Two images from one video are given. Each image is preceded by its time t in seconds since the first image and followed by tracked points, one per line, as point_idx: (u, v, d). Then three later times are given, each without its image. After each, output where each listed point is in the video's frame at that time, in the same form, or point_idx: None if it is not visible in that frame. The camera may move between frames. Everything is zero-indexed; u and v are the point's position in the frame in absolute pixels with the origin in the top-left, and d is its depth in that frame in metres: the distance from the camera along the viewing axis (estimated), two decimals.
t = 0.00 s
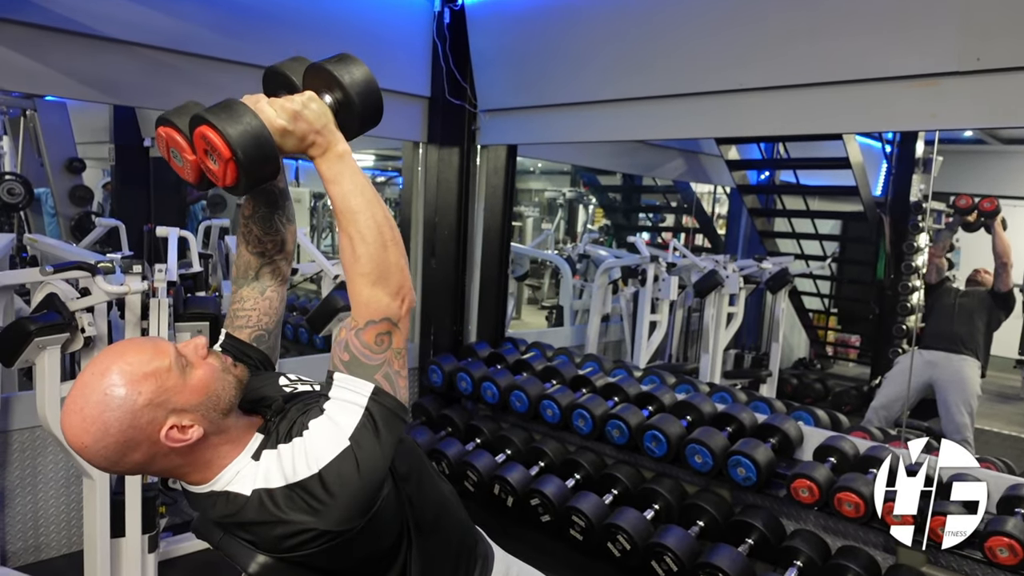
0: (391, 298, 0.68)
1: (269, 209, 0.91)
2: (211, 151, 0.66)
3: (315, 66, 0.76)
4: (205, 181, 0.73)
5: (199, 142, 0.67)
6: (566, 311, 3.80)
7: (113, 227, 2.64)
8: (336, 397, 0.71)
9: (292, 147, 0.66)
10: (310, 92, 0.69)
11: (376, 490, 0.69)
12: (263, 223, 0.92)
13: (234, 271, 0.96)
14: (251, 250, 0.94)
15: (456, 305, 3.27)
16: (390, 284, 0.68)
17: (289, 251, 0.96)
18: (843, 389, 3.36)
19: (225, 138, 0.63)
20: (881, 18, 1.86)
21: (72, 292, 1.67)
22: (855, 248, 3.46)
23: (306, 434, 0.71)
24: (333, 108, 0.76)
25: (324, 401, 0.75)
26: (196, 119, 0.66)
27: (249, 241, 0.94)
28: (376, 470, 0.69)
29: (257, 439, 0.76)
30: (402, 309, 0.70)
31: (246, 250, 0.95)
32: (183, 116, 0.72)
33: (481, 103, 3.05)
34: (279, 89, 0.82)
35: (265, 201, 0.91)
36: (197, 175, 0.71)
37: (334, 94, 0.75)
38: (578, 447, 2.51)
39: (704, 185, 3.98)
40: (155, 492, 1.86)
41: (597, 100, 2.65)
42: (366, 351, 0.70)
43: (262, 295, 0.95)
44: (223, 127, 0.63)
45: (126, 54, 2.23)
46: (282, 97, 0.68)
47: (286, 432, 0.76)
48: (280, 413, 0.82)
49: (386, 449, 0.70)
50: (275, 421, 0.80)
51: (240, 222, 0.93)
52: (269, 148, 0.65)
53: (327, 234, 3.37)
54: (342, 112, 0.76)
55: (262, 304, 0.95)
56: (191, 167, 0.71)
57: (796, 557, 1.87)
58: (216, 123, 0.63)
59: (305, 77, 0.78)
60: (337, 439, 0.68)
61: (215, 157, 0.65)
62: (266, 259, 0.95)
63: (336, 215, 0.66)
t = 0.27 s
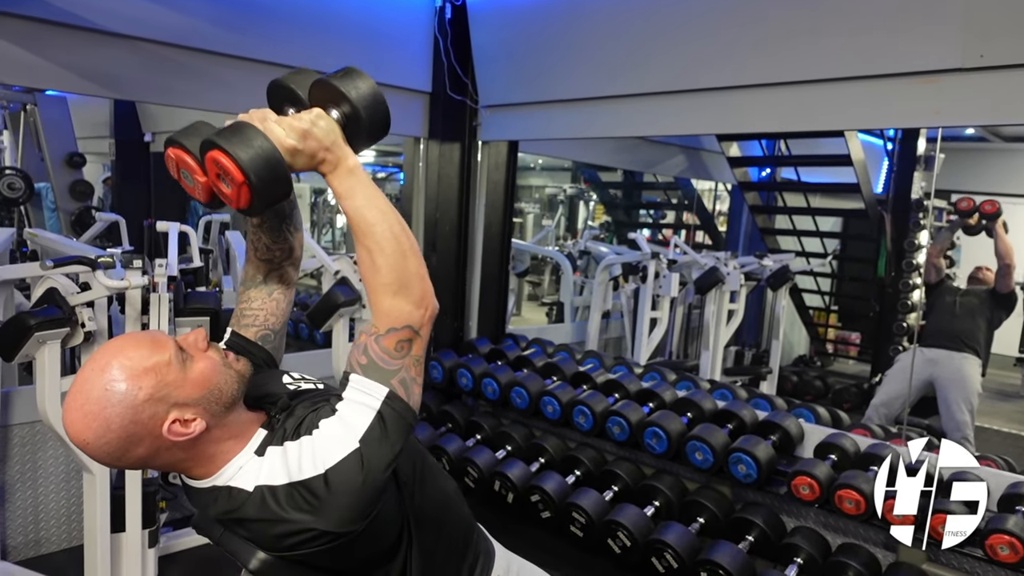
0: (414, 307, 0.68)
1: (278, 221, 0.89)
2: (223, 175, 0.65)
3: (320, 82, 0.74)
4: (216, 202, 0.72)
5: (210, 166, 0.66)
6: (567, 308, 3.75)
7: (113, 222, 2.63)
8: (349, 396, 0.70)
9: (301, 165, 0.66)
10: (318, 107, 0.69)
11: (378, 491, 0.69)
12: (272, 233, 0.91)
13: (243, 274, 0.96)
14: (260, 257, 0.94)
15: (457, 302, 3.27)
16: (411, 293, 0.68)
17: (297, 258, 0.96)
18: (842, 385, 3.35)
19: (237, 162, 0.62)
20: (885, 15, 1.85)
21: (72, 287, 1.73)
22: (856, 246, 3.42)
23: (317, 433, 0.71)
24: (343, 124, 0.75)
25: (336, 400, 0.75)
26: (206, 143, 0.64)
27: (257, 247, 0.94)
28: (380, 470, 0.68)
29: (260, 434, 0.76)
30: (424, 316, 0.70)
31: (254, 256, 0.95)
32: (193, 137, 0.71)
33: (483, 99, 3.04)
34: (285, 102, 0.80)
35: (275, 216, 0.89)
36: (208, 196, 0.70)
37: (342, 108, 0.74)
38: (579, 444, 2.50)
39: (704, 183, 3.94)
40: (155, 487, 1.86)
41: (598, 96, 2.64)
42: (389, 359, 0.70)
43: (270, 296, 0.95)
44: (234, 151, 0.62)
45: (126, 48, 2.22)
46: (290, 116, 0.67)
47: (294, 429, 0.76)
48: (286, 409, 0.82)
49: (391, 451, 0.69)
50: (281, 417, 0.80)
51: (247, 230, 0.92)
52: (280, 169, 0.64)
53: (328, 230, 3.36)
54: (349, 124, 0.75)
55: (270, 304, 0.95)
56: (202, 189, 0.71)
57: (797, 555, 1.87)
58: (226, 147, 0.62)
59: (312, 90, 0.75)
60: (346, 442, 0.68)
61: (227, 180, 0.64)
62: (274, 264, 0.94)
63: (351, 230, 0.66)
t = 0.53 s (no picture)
0: (440, 321, 0.69)
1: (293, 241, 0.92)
2: (245, 204, 0.65)
3: (338, 104, 0.74)
4: (236, 226, 0.74)
5: (232, 195, 0.66)
6: (569, 307, 3.82)
7: (116, 222, 2.63)
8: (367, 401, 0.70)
9: (322, 190, 0.66)
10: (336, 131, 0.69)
11: (385, 496, 0.68)
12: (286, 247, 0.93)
13: (257, 281, 0.98)
14: (275, 267, 0.95)
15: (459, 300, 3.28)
16: (437, 309, 0.68)
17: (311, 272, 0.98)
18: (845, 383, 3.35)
19: (259, 192, 0.62)
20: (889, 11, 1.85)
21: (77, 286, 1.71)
22: (858, 243, 3.42)
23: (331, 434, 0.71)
24: (359, 145, 0.74)
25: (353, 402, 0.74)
26: (227, 173, 0.64)
27: (273, 259, 0.96)
28: (386, 475, 0.67)
29: (266, 432, 0.76)
30: (450, 330, 0.70)
31: (269, 266, 0.97)
32: (214, 163, 0.72)
33: (486, 97, 3.05)
34: (301, 123, 0.81)
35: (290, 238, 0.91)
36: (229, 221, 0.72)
37: (358, 132, 0.73)
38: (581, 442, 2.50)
39: (708, 180, 3.89)
40: (159, 486, 1.86)
41: (601, 94, 2.64)
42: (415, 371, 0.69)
43: (282, 303, 0.96)
44: (255, 180, 0.62)
45: (128, 47, 2.22)
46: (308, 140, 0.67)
47: (303, 428, 0.76)
48: (293, 409, 0.82)
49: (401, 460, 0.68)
50: (288, 417, 0.80)
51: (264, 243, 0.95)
52: (302, 196, 0.64)
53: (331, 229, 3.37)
54: (366, 147, 0.74)
55: (282, 310, 0.96)
56: (223, 214, 0.72)
57: (801, 553, 1.86)
58: (248, 177, 0.62)
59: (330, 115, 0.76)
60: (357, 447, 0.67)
61: (249, 209, 0.65)
62: (288, 276, 0.97)
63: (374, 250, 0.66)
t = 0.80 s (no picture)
0: (478, 355, 0.70)
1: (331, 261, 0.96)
2: (285, 255, 0.70)
3: (371, 154, 0.81)
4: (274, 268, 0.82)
5: (274, 245, 0.71)
6: (574, 304, 3.77)
7: (123, 219, 2.64)
8: (396, 410, 0.71)
9: (359, 239, 0.68)
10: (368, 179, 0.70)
11: (392, 499, 0.68)
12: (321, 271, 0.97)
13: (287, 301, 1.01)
14: (305, 291, 0.98)
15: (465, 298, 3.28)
16: (476, 344, 0.70)
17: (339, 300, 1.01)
18: (850, 381, 3.34)
19: (297, 245, 0.67)
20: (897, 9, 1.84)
21: (85, 283, 1.71)
22: (865, 242, 3.44)
23: (351, 434, 0.71)
24: (392, 192, 0.79)
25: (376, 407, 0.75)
26: (269, 227, 0.70)
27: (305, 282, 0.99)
28: (395, 476, 0.68)
29: (278, 427, 0.75)
30: (487, 363, 0.71)
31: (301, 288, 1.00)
32: (254, 211, 0.78)
33: (491, 95, 3.06)
34: (337, 167, 0.87)
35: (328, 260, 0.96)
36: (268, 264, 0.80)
37: (391, 179, 0.79)
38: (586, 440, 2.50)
39: (713, 179, 3.85)
40: (165, 483, 1.87)
41: (606, 92, 2.63)
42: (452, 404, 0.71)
43: (307, 318, 0.98)
44: (294, 233, 0.67)
45: (136, 45, 2.22)
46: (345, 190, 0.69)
47: (315, 427, 0.75)
48: (305, 406, 0.81)
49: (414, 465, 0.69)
50: (300, 413, 0.79)
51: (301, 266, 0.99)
52: (337, 244, 0.69)
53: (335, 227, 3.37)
54: (398, 193, 0.79)
55: (306, 323, 0.98)
56: (262, 258, 0.80)
57: (806, 551, 1.86)
58: (287, 230, 0.67)
59: (365, 162, 0.82)
60: (378, 450, 0.68)
61: (289, 259, 0.70)
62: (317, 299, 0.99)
63: (413, 294, 0.68)
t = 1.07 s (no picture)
0: (506, 403, 0.76)
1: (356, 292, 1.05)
2: (322, 318, 0.77)
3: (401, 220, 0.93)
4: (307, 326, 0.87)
5: (310, 311, 0.78)
6: (576, 300, 3.79)
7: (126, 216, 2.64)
8: (420, 428, 0.75)
9: (391, 301, 0.76)
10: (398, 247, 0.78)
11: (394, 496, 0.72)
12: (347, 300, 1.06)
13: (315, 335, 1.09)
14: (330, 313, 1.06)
15: (468, 295, 3.28)
16: (503, 393, 0.76)
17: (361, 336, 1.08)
18: (854, 378, 3.34)
19: (333, 310, 0.73)
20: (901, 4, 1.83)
21: (88, 280, 1.70)
22: (867, 238, 3.40)
23: (372, 436, 0.74)
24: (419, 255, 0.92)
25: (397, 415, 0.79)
26: (307, 292, 0.76)
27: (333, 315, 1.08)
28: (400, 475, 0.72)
29: (290, 418, 0.78)
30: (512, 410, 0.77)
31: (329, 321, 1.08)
32: (289, 272, 0.84)
33: (493, 91, 3.05)
34: (366, 229, 1.02)
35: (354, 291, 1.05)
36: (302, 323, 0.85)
37: (417, 244, 0.92)
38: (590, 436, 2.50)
39: (715, 175, 3.96)
40: (170, 479, 1.88)
41: (609, 88, 2.63)
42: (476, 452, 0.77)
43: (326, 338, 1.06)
44: (329, 298, 0.73)
45: (139, 42, 2.23)
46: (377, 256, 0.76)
47: (330, 425, 0.77)
48: (318, 400, 0.82)
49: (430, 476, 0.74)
50: (313, 408, 0.80)
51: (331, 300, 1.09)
52: (369, 309, 0.75)
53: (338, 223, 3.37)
54: (426, 256, 0.92)
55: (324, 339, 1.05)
56: (297, 317, 0.85)
57: (809, 547, 1.86)
58: (323, 296, 0.74)
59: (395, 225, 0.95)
60: (398, 456, 0.72)
61: (325, 322, 0.76)
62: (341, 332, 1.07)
63: (440, 350, 0.75)
